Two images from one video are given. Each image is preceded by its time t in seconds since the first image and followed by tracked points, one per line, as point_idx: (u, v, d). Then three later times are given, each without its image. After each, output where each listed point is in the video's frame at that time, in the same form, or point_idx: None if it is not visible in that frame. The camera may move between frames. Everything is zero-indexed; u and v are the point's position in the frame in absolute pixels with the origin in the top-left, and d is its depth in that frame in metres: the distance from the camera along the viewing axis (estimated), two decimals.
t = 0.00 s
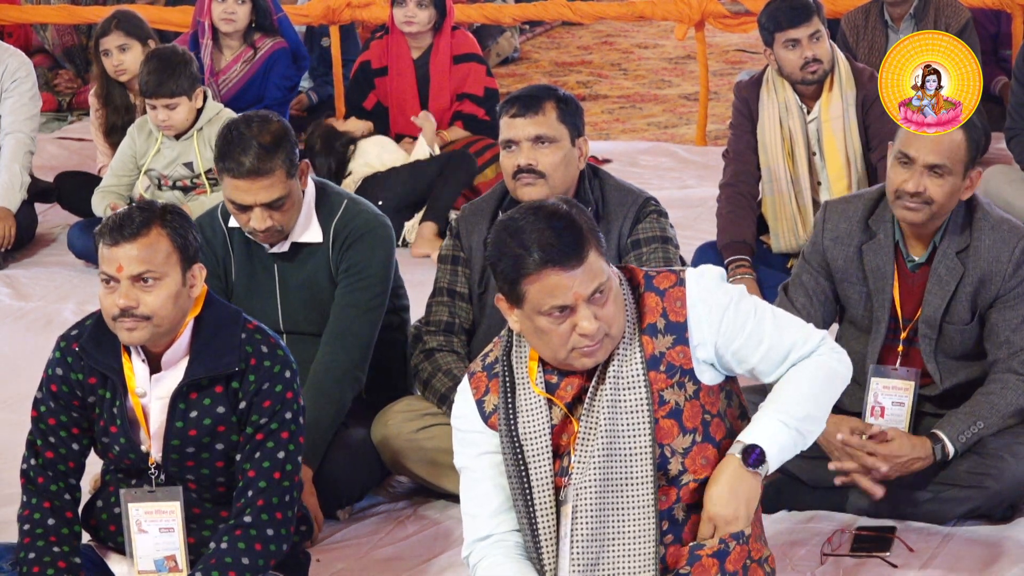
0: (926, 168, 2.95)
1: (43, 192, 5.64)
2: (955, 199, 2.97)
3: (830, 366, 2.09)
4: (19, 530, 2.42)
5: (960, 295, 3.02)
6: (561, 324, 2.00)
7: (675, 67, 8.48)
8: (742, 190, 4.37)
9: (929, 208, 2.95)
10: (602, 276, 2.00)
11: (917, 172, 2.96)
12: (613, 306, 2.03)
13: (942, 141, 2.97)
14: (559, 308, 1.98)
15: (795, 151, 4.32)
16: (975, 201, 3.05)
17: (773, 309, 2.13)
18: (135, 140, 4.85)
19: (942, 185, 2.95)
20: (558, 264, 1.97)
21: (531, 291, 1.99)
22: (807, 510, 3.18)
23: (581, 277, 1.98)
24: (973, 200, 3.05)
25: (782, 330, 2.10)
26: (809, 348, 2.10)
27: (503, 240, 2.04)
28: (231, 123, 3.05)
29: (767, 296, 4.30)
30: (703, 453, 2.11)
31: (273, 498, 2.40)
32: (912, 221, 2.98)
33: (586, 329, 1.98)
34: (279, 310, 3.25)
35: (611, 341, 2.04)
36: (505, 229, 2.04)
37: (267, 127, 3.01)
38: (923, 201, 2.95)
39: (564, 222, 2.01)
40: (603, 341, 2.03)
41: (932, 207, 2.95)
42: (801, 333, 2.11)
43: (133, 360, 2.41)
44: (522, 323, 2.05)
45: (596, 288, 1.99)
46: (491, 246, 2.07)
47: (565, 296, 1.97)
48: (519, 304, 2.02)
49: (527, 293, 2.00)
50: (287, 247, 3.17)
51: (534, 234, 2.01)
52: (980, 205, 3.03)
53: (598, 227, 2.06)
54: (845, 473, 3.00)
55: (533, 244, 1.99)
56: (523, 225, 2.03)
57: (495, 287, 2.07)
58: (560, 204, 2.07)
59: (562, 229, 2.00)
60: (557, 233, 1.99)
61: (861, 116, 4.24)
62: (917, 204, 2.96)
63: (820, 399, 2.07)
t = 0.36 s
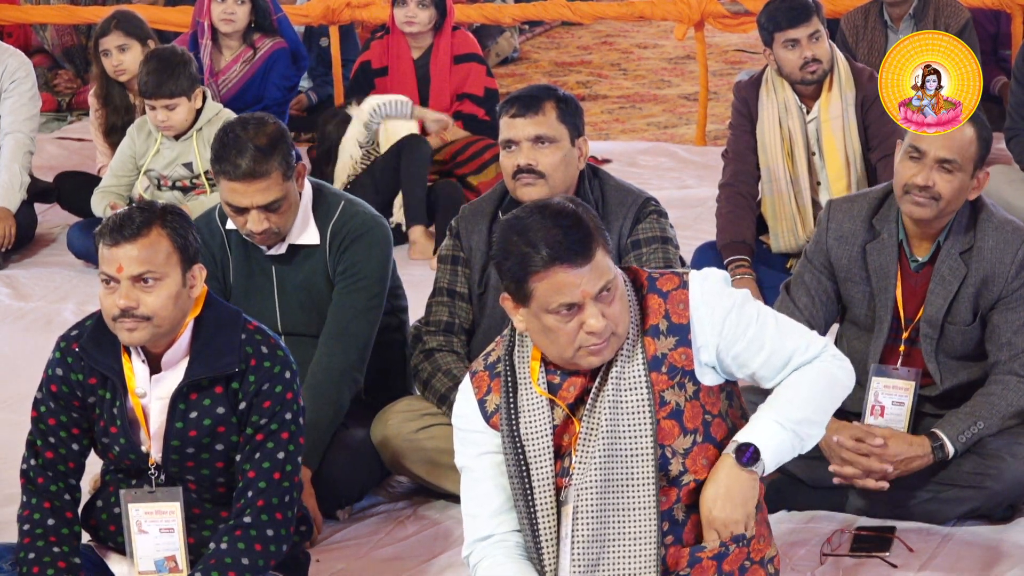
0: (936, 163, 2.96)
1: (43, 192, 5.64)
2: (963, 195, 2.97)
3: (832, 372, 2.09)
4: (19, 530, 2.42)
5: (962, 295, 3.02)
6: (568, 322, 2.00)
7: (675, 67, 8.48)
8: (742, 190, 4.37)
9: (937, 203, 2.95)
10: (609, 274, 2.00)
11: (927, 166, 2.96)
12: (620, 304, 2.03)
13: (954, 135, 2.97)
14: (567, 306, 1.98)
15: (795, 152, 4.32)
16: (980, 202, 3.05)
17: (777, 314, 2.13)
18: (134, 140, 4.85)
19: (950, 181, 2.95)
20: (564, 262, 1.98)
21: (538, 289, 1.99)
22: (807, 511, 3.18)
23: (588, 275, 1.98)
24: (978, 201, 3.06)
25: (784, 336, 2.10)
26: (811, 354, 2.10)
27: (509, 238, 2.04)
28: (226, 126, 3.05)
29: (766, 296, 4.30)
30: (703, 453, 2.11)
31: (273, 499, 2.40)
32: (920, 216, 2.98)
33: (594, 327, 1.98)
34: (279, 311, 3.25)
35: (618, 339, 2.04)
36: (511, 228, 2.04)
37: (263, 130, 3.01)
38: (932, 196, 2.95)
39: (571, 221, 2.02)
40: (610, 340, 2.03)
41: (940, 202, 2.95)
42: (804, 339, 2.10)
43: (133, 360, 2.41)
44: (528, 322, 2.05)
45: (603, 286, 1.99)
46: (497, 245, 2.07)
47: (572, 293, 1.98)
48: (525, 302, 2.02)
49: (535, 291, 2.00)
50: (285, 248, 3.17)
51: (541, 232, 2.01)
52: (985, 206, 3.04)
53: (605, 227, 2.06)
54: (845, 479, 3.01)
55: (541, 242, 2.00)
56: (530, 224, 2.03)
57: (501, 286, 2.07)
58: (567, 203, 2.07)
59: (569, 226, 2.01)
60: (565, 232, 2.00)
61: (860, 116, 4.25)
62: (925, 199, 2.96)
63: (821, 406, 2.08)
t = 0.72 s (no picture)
0: (936, 162, 2.96)
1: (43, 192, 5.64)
2: (962, 195, 2.97)
3: (841, 367, 2.10)
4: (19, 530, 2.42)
5: (961, 295, 3.02)
6: (581, 319, 2.00)
7: (675, 67, 8.48)
8: (742, 190, 4.37)
9: (935, 203, 2.96)
10: (621, 271, 2.00)
11: (926, 166, 2.97)
12: (632, 302, 2.03)
13: (954, 134, 2.98)
14: (580, 303, 1.98)
15: (795, 152, 4.32)
16: (979, 203, 3.05)
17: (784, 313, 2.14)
18: (134, 140, 4.85)
19: (949, 180, 2.95)
20: (576, 259, 1.98)
21: (552, 285, 1.99)
22: (807, 510, 3.18)
23: (601, 271, 1.98)
24: (976, 202, 3.07)
25: (793, 334, 2.11)
26: (820, 350, 2.10)
27: (520, 235, 2.04)
28: (240, 122, 3.06)
29: (767, 296, 4.30)
30: (707, 456, 2.12)
31: (273, 499, 2.40)
32: (918, 215, 2.98)
33: (607, 323, 1.98)
34: (281, 312, 3.25)
35: (630, 337, 2.04)
36: (523, 225, 2.05)
37: (276, 128, 3.01)
38: (931, 195, 2.95)
39: (585, 217, 2.02)
40: (623, 337, 2.02)
41: (939, 202, 2.95)
42: (812, 335, 2.11)
43: (133, 360, 2.41)
44: (539, 320, 2.05)
45: (617, 283, 1.99)
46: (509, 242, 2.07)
47: (586, 289, 1.98)
48: (538, 300, 2.02)
49: (548, 288, 2.00)
50: (292, 248, 3.16)
51: (554, 229, 2.01)
52: (983, 207, 3.04)
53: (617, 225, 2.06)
54: (846, 483, 3.00)
55: (554, 237, 2.00)
56: (541, 221, 2.03)
57: (512, 285, 2.06)
58: (578, 201, 2.07)
59: (582, 223, 2.01)
60: (579, 228, 2.00)
61: (860, 116, 4.25)
62: (924, 198, 2.96)
63: (830, 403, 2.08)
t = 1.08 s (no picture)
0: (936, 163, 2.96)
1: (43, 192, 5.64)
2: (962, 195, 2.97)
3: (854, 402, 2.09)
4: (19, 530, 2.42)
5: (961, 295, 3.02)
6: (608, 314, 2.00)
7: (675, 67, 8.48)
8: (741, 190, 4.37)
9: (936, 204, 2.95)
10: (647, 267, 2.00)
11: (926, 166, 2.96)
12: (657, 299, 2.04)
13: (953, 135, 2.97)
14: (608, 297, 1.99)
15: (794, 152, 4.32)
16: (979, 203, 3.05)
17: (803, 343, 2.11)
18: (134, 140, 4.84)
19: (950, 180, 2.95)
20: (604, 252, 1.98)
21: (580, 279, 1.99)
22: (807, 511, 3.17)
23: (629, 265, 1.98)
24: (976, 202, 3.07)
25: (812, 364, 2.09)
26: (837, 380, 2.08)
27: (546, 226, 2.05)
28: (247, 124, 3.05)
29: (766, 296, 4.30)
30: (718, 469, 2.11)
31: (274, 499, 2.40)
32: (918, 216, 2.98)
33: (634, 318, 1.98)
34: (282, 314, 3.25)
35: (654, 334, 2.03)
36: (548, 217, 2.04)
37: (283, 130, 3.01)
38: (931, 195, 2.95)
39: (613, 211, 2.01)
40: (648, 334, 2.02)
41: (939, 202, 2.95)
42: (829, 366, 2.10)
43: (133, 360, 2.41)
44: (564, 315, 2.05)
45: (644, 278, 1.99)
46: (534, 235, 2.07)
47: (614, 283, 1.98)
48: (563, 294, 2.03)
49: (576, 281, 2.00)
50: (295, 251, 3.17)
51: (580, 221, 2.00)
52: (983, 207, 3.04)
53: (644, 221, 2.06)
54: (845, 484, 3.00)
55: (581, 229, 2.00)
56: (567, 213, 2.03)
57: (537, 280, 2.07)
58: (603, 196, 2.06)
59: (609, 216, 2.00)
60: (607, 220, 1.99)
61: (860, 115, 4.25)
62: (925, 199, 2.96)
63: (842, 433, 2.07)
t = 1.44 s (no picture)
0: (936, 163, 2.96)
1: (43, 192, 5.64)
2: (962, 195, 2.97)
3: (836, 515, 2.06)
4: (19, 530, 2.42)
5: (961, 295, 3.02)
6: (652, 314, 2.00)
7: (675, 67, 8.48)
8: (741, 190, 4.37)
9: (936, 204, 2.95)
10: (691, 269, 2.01)
11: (926, 167, 2.96)
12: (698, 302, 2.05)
13: (954, 136, 2.97)
14: (653, 297, 1.99)
15: (794, 152, 4.32)
16: (979, 203, 3.05)
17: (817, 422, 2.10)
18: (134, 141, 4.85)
19: (950, 180, 2.95)
20: (650, 250, 1.98)
21: (626, 277, 2.00)
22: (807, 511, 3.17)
23: (675, 266, 1.99)
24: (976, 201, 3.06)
25: (811, 458, 2.06)
26: (823, 488, 2.06)
27: (590, 224, 2.05)
28: (247, 127, 3.05)
29: (766, 296, 4.30)
30: (734, 498, 2.09)
31: (273, 499, 2.40)
32: (919, 217, 2.98)
33: (678, 319, 1.98)
34: (282, 315, 3.25)
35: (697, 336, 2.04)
36: (593, 213, 2.05)
37: (283, 134, 3.01)
38: (931, 195, 2.95)
39: (658, 212, 2.02)
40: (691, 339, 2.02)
41: (939, 203, 2.95)
42: (824, 468, 2.07)
43: (133, 360, 2.41)
44: (605, 315, 2.05)
45: (689, 280, 1.99)
46: (579, 234, 2.07)
47: (660, 281, 1.99)
48: (608, 294, 2.03)
49: (621, 279, 2.00)
50: (294, 255, 3.16)
51: (626, 219, 2.01)
52: (983, 207, 3.04)
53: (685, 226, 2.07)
54: (845, 484, 2.99)
55: (626, 226, 2.01)
56: (611, 212, 2.03)
57: (579, 278, 2.06)
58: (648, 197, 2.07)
59: (656, 216, 2.01)
60: (652, 220, 2.00)
61: (860, 115, 4.25)
62: (925, 199, 2.96)
63: (823, 547, 2.03)
